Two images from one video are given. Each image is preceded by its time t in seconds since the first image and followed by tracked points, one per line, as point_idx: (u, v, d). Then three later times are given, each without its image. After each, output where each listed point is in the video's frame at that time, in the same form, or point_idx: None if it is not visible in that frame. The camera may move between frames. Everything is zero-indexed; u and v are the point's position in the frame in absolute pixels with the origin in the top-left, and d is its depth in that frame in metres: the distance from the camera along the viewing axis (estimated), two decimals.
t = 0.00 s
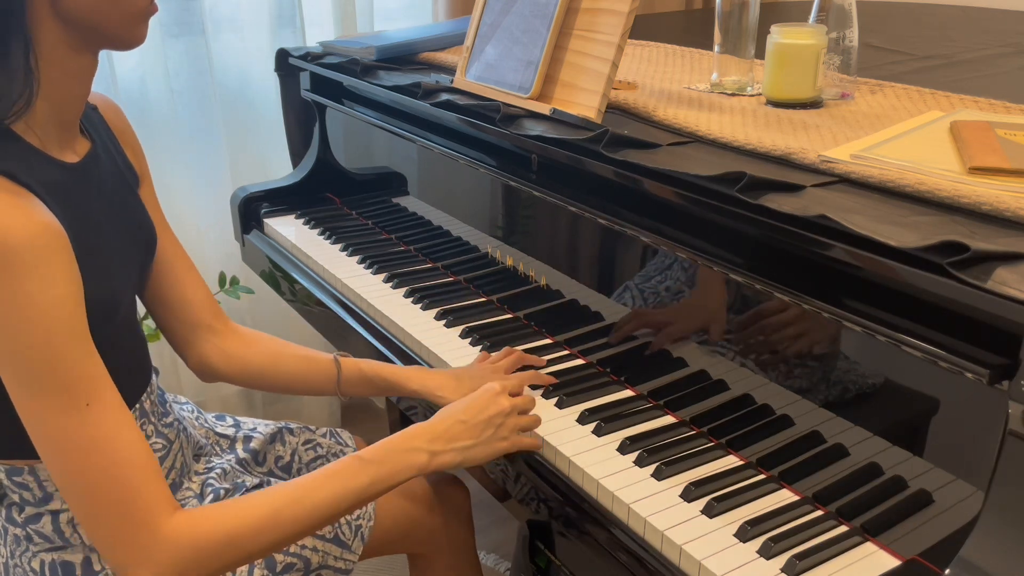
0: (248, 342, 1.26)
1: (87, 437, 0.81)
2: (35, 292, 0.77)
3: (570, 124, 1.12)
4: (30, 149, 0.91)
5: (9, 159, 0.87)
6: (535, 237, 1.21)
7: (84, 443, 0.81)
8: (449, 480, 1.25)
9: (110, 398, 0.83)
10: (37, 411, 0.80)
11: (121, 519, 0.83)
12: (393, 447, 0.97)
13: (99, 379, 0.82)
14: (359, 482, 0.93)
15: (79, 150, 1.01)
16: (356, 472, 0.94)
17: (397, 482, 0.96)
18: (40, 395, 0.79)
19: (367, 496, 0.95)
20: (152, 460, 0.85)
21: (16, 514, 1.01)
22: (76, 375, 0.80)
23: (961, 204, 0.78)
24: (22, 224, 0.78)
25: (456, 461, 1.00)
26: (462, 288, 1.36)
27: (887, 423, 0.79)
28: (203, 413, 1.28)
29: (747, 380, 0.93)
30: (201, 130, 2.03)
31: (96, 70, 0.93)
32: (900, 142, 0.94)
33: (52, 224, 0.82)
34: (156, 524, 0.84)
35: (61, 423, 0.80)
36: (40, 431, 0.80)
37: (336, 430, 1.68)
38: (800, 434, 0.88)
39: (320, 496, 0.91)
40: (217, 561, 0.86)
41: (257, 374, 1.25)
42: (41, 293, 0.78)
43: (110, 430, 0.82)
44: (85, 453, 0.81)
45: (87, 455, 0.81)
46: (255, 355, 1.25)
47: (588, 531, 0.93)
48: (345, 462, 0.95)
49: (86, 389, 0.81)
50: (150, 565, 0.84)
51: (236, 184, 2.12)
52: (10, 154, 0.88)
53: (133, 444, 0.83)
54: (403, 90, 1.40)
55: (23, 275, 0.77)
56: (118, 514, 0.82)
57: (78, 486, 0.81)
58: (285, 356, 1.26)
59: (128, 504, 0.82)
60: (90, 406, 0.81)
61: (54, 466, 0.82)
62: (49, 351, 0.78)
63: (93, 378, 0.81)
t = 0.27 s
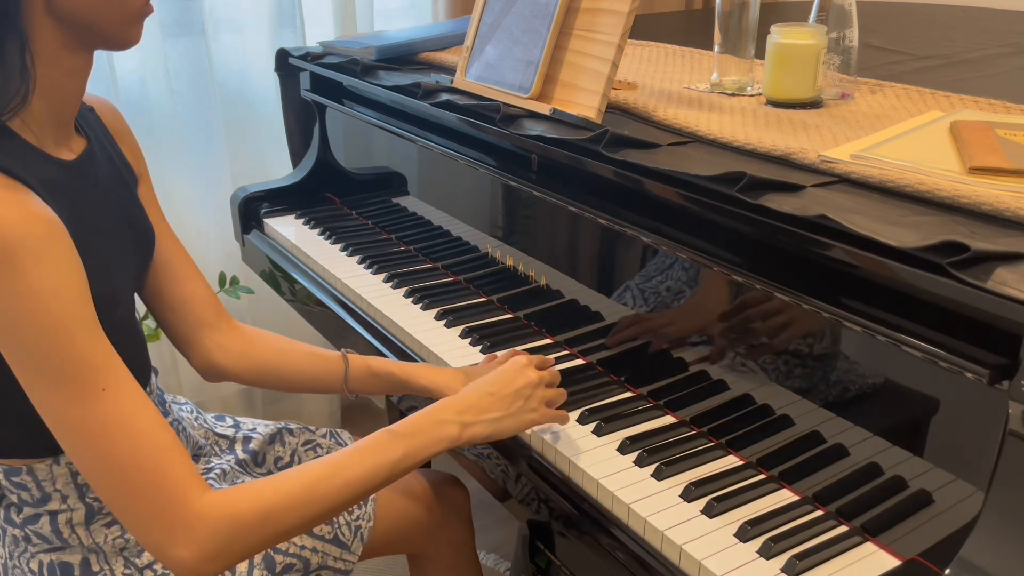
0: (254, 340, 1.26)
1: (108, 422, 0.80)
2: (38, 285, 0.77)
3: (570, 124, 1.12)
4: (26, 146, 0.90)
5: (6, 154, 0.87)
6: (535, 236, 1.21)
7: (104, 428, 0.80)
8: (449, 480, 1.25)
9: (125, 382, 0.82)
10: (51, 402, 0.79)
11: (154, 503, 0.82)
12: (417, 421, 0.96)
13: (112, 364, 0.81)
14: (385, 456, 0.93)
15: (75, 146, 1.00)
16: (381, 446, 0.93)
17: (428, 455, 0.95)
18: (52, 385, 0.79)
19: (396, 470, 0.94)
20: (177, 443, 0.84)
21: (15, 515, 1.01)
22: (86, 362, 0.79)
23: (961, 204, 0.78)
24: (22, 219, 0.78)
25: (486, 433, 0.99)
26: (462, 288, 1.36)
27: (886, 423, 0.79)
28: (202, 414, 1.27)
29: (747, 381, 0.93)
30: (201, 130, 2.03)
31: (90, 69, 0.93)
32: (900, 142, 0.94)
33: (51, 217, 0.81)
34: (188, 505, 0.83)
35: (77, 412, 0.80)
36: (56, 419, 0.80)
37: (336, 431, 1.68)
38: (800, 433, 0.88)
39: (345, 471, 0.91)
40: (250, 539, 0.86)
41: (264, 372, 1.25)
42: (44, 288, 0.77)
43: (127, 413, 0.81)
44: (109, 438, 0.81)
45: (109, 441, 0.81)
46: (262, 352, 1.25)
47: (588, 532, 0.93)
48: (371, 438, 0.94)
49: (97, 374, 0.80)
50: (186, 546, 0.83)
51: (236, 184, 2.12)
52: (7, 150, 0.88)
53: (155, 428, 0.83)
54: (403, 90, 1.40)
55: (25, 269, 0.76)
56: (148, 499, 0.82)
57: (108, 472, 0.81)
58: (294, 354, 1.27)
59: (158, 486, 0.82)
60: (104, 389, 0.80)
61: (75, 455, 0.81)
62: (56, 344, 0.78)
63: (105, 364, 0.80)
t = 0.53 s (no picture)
0: (247, 339, 1.26)
1: (120, 407, 0.80)
2: (39, 278, 0.77)
3: (570, 124, 1.12)
4: (18, 144, 0.90)
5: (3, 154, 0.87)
6: (535, 236, 1.21)
7: (118, 414, 0.80)
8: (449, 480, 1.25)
9: (134, 365, 0.82)
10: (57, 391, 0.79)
11: (171, 486, 0.82)
12: (466, 443, 0.95)
13: (121, 349, 0.81)
14: (419, 470, 0.91)
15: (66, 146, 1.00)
16: (421, 462, 0.92)
17: (462, 480, 0.92)
18: (62, 373, 0.78)
19: (427, 490, 0.92)
20: (195, 428, 0.84)
21: (15, 514, 1.01)
22: (93, 350, 0.79)
23: (961, 204, 0.78)
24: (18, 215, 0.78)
25: (526, 466, 0.93)
26: (462, 288, 1.36)
27: (886, 424, 0.79)
28: (203, 413, 1.27)
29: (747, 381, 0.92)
30: (201, 130, 2.03)
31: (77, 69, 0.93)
32: (900, 142, 0.94)
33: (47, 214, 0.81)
34: (209, 491, 0.83)
35: (84, 401, 0.79)
36: (71, 409, 0.80)
37: (336, 430, 1.69)
38: (801, 434, 0.88)
39: (375, 481, 0.90)
40: (257, 533, 0.85)
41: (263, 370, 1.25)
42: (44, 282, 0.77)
43: (139, 396, 0.81)
44: (125, 423, 0.80)
45: (125, 427, 0.80)
46: (259, 352, 1.25)
47: (587, 532, 0.93)
48: (419, 454, 0.94)
49: (105, 359, 0.79)
50: (202, 534, 0.83)
51: (236, 184, 2.12)
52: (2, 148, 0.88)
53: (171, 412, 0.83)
54: (403, 90, 1.40)
55: (24, 263, 0.76)
56: (173, 485, 0.82)
57: (123, 457, 0.81)
58: (283, 354, 1.26)
59: (179, 471, 0.82)
60: (115, 374, 0.80)
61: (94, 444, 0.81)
62: (59, 337, 0.77)
63: (112, 351, 0.80)
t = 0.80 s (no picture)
0: (237, 343, 1.26)
1: (109, 405, 0.80)
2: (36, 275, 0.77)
3: (570, 124, 1.12)
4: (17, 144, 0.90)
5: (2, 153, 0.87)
6: (535, 236, 1.21)
7: (105, 412, 0.80)
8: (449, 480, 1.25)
9: (125, 365, 0.82)
10: (44, 387, 0.79)
11: (157, 487, 0.81)
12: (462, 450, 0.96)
13: (112, 348, 0.81)
14: (416, 475, 0.92)
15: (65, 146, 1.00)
16: (419, 467, 0.93)
17: (457, 487, 0.93)
18: (51, 370, 0.78)
19: (421, 497, 0.92)
20: (185, 429, 0.84)
21: (13, 513, 1.01)
22: (83, 348, 0.78)
23: (961, 204, 0.78)
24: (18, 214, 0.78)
25: (521, 474, 0.93)
26: (462, 288, 1.36)
27: (886, 424, 0.79)
28: (203, 413, 1.27)
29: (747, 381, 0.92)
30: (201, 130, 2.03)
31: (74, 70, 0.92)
32: (900, 142, 0.94)
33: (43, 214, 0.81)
34: (196, 494, 0.83)
35: (72, 398, 0.79)
36: (60, 407, 0.79)
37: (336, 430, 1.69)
38: (800, 434, 0.88)
39: (372, 485, 0.91)
40: (249, 536, 0.85)
41: (258, 375, 1.25)
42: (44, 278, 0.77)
43: (129, 395, 0.81)
44: (112, 422, 0.80)
45: (114, 426, 0.80)
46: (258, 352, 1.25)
47: (587, 532, 0.93)
48: (416, 461, 0.95)
49: (95, 358, 0.79)
50: (191, 537, 0.83)
51: (235, 184, 2.12)
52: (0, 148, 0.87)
53: (161, 414, 0.82)
54: (403, 90, 1.40)
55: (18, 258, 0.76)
56: (160, 486, 0.81)
57: (107, 458, 0.80)
58: (268, 356, 1.26)
59: (167, 471, 0.82)
60: (106, 371, 0.80)
61: (81, 444, 0.81)
62: (49, 331, 0.77)
63: (102, 350, 0.80)
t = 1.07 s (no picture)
0: (238, 344, 1.26)
1: (117, 405, 0.80)
2: (37, 275, 0.77)
3: (570, 124, 1.12)
4: (17, 145, 0.90)
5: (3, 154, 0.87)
6: (535, 236, 1.21)
7: (112, 410, 0.80)
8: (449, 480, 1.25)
9: (132, 364, 0.82)
10: (51, 387, 0.79)
11: (166, 485, 0.81)
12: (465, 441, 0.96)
13: (117, 347, 0.81)
14: (423, 467, 0.93)
15: (68, 147, 1.00)
16: (424, 459, 0.93)
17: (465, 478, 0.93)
18: (56, 369, 0.78)
19: (430, 489, 0.93)
20: (193, 427, 0.84)
21: (13, 515, 1.01)
22: (88, 346, 0.78)
23: (961, 204, 0.78)
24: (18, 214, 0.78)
25: (523, 468, 0.93)
26: (462, 288, 1.36)
27: (886, 424, 0.79)
28: (203, 414, 1.27)
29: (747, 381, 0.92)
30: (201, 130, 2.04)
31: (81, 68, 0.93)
32: (900, 142, 0.94)
33: (43, 213, 0.81)
34: (206, 492, 0.83)
35: (79, 397, 0.79)
36: (65, 407, 0.79)
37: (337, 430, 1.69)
38: (800, 434, 0.88)
39: (380, 478, 0.91)
40: (261, 533, 0.85)
41: (258, 376, 1.25)
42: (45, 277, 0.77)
43: (136, 394, 0.81)
44: (119, 421, 0.80)
45: (122, 425, 0.80)
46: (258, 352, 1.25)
47: (587, 532, 0.93)
48: (421, 453, 0.95)
49: (100, 357, 0.79)
50: (203, 535, 0.83)
51: (236, 184, 2.12)
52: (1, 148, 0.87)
53: (169, 413, 0.82)
54: (403, 90, 1.40)
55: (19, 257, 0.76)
56: (168, 484, 0.81)
57: (115, 457, 0.80)
58: (268, 357, 1.26)
59: (175, 470, 0.82)
60: (113, 370, 0.80)
61: (89, 443, 0.81)
62: (53, 331, 0.77)
63: (108, 349, 0.80)
